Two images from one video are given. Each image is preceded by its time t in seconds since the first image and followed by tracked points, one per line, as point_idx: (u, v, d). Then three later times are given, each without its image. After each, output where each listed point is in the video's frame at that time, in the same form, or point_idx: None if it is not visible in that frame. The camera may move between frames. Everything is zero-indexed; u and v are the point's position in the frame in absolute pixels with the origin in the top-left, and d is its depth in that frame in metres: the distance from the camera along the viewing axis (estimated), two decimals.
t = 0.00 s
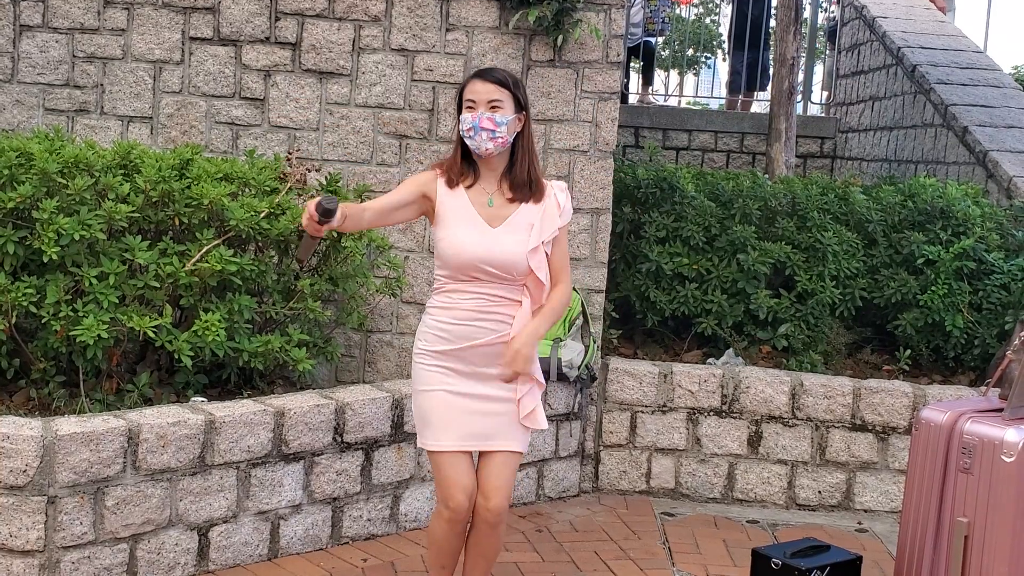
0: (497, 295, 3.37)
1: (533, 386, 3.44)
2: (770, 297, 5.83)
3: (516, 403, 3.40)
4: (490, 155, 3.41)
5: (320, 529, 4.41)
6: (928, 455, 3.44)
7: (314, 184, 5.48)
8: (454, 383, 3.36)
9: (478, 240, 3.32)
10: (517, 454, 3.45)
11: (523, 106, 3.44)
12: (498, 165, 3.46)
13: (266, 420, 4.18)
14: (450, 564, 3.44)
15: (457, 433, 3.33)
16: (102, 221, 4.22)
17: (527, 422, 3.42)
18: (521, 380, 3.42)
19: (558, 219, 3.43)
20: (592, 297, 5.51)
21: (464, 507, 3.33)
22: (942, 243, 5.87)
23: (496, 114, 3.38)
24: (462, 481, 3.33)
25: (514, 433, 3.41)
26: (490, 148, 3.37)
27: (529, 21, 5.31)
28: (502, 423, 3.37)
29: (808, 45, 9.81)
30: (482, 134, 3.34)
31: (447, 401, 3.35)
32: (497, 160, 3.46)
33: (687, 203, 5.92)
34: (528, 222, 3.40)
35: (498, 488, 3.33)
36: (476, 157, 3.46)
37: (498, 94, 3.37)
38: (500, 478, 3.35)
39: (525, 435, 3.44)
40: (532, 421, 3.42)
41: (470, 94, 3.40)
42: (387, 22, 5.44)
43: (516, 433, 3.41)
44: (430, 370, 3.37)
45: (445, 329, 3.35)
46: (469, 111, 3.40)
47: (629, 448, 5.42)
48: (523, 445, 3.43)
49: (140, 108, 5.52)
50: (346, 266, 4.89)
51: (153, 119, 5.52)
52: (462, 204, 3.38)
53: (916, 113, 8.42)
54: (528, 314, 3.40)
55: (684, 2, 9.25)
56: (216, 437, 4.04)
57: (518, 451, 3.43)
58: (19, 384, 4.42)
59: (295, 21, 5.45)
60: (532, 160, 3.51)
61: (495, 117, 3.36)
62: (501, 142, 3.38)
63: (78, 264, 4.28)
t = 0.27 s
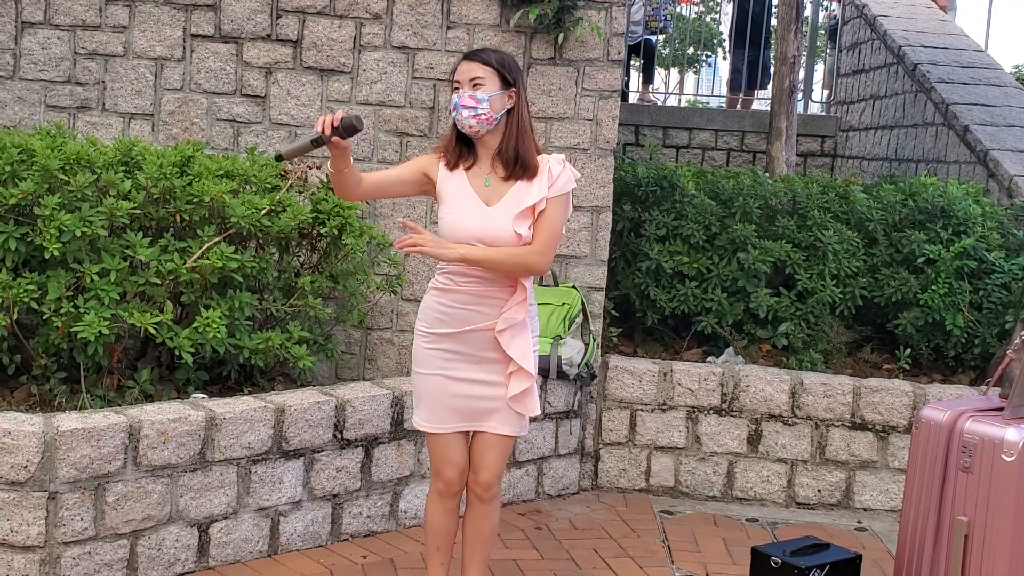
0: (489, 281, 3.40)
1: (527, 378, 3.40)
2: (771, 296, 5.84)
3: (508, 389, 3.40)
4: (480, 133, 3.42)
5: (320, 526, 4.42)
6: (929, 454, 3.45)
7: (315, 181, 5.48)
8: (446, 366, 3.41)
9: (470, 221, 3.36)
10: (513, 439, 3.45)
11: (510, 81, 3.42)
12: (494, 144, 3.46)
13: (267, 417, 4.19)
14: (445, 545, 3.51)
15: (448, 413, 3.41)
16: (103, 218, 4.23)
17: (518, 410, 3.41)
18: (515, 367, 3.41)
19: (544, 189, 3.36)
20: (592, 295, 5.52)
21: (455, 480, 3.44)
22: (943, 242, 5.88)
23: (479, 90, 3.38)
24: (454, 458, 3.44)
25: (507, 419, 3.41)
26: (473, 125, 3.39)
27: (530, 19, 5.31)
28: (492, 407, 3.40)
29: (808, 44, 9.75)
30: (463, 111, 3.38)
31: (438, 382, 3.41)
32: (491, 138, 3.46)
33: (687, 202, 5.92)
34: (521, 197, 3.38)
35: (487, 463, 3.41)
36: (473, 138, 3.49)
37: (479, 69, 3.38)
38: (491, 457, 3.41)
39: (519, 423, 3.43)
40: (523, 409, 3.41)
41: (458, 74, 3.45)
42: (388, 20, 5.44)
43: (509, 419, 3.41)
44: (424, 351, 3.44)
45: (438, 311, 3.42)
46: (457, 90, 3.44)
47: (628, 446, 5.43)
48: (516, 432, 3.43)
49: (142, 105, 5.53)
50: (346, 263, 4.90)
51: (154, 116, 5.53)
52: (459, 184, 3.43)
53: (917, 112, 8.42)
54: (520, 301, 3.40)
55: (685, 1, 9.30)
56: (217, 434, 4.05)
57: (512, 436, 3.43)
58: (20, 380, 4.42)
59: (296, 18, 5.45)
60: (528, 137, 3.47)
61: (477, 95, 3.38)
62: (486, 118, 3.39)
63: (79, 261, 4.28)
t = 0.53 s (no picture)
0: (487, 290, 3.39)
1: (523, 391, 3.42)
2: (773, 295, 5.83)
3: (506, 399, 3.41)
4: (469, 142, 3.46)
5: (320, 524, 4.41)
6: (931, 453, 3.44)
7: (316, 178, 5.47)
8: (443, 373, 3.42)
9: (463, 230, 3.35)
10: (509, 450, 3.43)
11: (499, 89, 3.44)
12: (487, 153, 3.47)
13: (267, 414, 4.17)
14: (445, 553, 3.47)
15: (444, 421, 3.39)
16: (104, 214, 4.21)
17: (515, 420, 3.41)
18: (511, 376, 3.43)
19: (549, 205, 3.37)
20: (593, 294, 5.51)
21: (453, 490, 3.39)
22: (946, 241, 5.86)
23: (467, 98, 3.43)
24: (453, 468, 3.39)
25: (504, 430, 3.40)
26: (459, 132, 3.43)
27: (532, 16, 5.29)
28: (489, 417, 3.39)
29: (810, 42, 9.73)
30: (449, 118, 3.43)
31: (436, 391, 3.41)
32: (483, 147, 3.47)
33: (689, 200, 5.91)
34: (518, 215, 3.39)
35: (486, 478, 3.33)
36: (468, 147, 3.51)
37: (468, 79, 3.45)
38: (489, 472, 3.33)
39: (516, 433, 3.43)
40: (521, 418, 3.42)
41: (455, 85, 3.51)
42: (390, 17, 5.42)
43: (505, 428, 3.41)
44: (422, 360, 3.44)
45: (437, 320, 3.42)
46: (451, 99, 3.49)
47: (629, 445, 5.42)
48: (513, 442, 3.42)
49: (142, 101, 5.51)
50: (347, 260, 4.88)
51: (155, 112, 5.51)
52: (453, 192, 3.44)
53: (919, 111, 8.41)
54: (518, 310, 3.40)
55: None
56: (217, 431, 4.04)
57: (509, 447, 3.42)
58: (20, 376, 4.41)
59: (297, 14, 5.43)
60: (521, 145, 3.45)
61: (463, 102, 3.42)
62: (472, 124, 3.42)
63: (80, 257, 4.27)
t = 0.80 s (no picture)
0: (485, 277, 3.39)
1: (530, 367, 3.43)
2: (775, 293, 5.83)
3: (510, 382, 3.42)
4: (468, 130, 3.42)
5: (322, 521, 4.41)
6: (933, 452, 3.44)
7: (318, 175, 5.47)
8: (449, 366, 3.40)
9: (455, 212, 3.35)
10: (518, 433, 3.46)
11: (502, 81, 3.41)
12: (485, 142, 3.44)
13: (269, 411, 4.18)
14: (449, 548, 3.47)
15: (453, 414, 3.37)
16: (106, 210, 4.20)
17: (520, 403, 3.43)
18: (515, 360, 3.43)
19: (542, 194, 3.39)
20: (595, 292, 5.51)
21: (466, 488, 3.37)
22: (948, 241, 5.86)
23: (471, 86, 3.39)
24: (463, 463, 3.38)
25: (510, 413, 3.43)
26: (459, 120, 3.39)
27: (535, 13, 5.29)
28: (496, 401, 3.41)
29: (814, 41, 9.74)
30: (451, 103, 3.39)
31: (442, 383, 3.39)
32: (482, 134, 3.44)
33: (691, 199, 5.90)
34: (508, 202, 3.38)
35: (495, 460, 3.43)
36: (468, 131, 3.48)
37: (472, 68, 3.41)
38: (497, 453, 3.43)
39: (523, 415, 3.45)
40: (526, 400, 3.43)
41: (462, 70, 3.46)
42: (393, 14, 5.42)
43: (513, 412, 3.43)
44: (427, 353, 3.42)
45: (438, 311, 3.41)
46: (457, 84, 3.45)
47: (631, 444, 5.42)
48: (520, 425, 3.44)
49: (145, 98, 5.51)
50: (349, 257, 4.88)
51: (158, 109, 5.51)
52: (446, 176, 3.41)
53: (922, 110, 8.40)
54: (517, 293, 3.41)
55: None
56: (219, 428, 4.04)
57: (517, 430, 3.45)
58: (22, 372, 4.41)
59: (300, 12, 5.43)
60: (521, 138, 3.42)
61: (467, 90, 3.38)
62: (473, 113, 3.38)
63: (82, 253, 4.27)
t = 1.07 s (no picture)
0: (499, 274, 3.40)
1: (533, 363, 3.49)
2: (777, 292, 5.82)
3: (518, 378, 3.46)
4: (477, 130, 3.44)
5: (323, 519, 4.41)
6: (936, 451, 3.44)
7: (320, 174, 5.47)
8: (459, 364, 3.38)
9: (480, 210, 3.33)
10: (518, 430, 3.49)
11: (503, 79, 3.42)
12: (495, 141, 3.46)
13: (271, 409, 4.18)
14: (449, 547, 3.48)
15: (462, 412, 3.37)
16: (109, 209, 4.21)
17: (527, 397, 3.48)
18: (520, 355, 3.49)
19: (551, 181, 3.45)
20: (597, 291, 5.50)
21: (463, 483, 3.40)
22: (951, 239, 5.85)
23: (472, 88, 3.40)
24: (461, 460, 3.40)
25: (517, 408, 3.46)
26: (466, 123, 3.42)
27: (537, 12, 5.29)
28: (507, 397, 3.43)
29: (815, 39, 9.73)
30: (454, 108, 3.41)
31: (451, 383, 3.37)
32: (491, 132, 3.46)
33: (693, 197, 5.90)
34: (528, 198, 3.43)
35: (497, 460, 3.42)
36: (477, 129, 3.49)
37: (472, 69, 3.42)
38: (501, 452, 3.43)
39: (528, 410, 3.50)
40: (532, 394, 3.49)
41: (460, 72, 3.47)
42: (395, 12, 5.42)
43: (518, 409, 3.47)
44: (434, 353, 3.39)
45: (449, 310, 3.37)
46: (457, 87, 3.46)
47: (632, 442, 5.42)
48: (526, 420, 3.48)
49: (147, 96, 5.51)
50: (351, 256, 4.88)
51: (160, 107, 5.51)
52: (465, 173, 3.39)
53: (924, 109, 8.40)
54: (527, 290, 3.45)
55: None
56: (221, 426, 4.04)
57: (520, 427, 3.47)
58: (24, 370, 4.41)
59: (302, 10, 5.43)
60: (530, 131, 3.45)
61: (467, 92, 3.40)
62: (479, 115, 3.40)
63: (84, 251, 4.27)
